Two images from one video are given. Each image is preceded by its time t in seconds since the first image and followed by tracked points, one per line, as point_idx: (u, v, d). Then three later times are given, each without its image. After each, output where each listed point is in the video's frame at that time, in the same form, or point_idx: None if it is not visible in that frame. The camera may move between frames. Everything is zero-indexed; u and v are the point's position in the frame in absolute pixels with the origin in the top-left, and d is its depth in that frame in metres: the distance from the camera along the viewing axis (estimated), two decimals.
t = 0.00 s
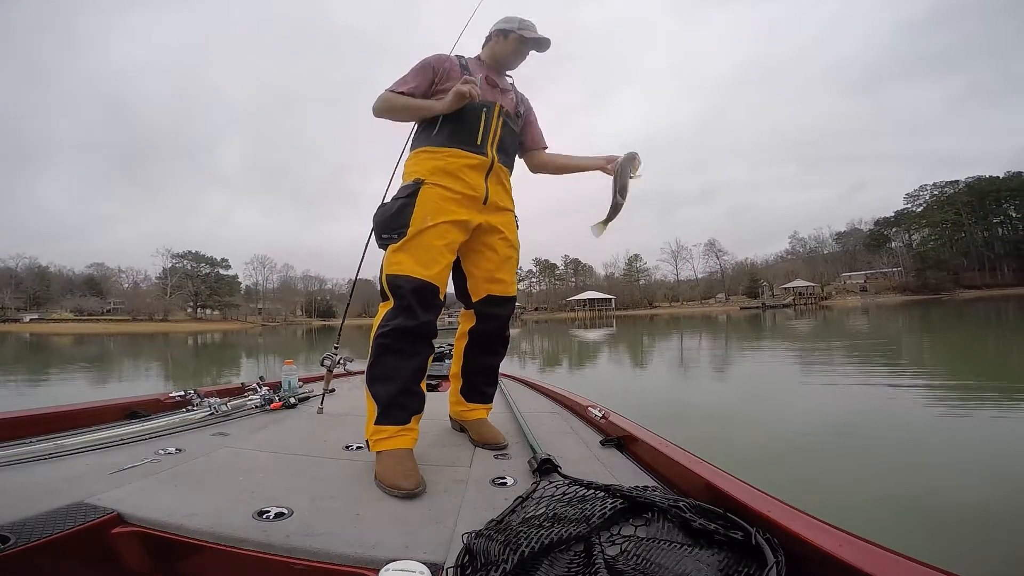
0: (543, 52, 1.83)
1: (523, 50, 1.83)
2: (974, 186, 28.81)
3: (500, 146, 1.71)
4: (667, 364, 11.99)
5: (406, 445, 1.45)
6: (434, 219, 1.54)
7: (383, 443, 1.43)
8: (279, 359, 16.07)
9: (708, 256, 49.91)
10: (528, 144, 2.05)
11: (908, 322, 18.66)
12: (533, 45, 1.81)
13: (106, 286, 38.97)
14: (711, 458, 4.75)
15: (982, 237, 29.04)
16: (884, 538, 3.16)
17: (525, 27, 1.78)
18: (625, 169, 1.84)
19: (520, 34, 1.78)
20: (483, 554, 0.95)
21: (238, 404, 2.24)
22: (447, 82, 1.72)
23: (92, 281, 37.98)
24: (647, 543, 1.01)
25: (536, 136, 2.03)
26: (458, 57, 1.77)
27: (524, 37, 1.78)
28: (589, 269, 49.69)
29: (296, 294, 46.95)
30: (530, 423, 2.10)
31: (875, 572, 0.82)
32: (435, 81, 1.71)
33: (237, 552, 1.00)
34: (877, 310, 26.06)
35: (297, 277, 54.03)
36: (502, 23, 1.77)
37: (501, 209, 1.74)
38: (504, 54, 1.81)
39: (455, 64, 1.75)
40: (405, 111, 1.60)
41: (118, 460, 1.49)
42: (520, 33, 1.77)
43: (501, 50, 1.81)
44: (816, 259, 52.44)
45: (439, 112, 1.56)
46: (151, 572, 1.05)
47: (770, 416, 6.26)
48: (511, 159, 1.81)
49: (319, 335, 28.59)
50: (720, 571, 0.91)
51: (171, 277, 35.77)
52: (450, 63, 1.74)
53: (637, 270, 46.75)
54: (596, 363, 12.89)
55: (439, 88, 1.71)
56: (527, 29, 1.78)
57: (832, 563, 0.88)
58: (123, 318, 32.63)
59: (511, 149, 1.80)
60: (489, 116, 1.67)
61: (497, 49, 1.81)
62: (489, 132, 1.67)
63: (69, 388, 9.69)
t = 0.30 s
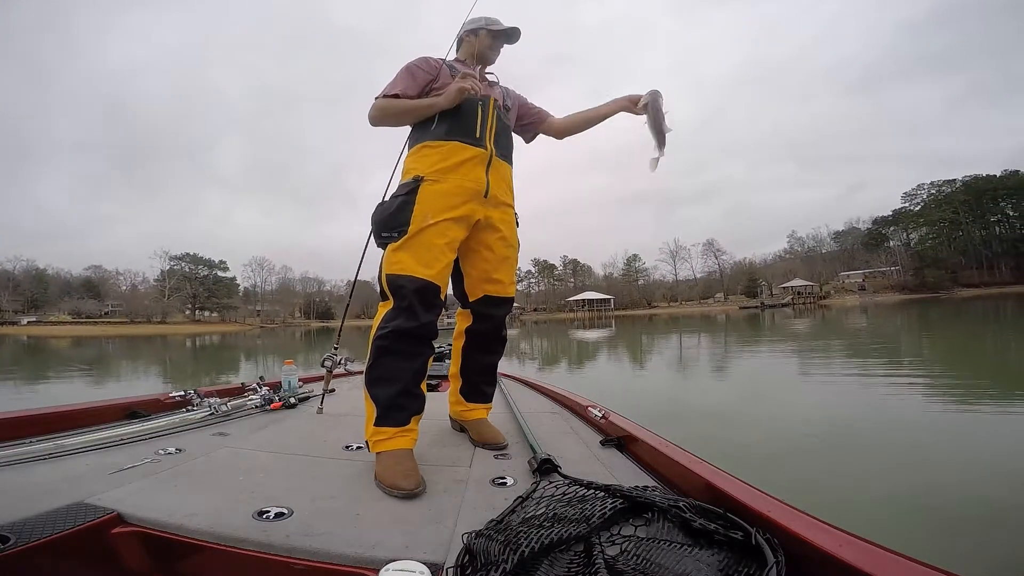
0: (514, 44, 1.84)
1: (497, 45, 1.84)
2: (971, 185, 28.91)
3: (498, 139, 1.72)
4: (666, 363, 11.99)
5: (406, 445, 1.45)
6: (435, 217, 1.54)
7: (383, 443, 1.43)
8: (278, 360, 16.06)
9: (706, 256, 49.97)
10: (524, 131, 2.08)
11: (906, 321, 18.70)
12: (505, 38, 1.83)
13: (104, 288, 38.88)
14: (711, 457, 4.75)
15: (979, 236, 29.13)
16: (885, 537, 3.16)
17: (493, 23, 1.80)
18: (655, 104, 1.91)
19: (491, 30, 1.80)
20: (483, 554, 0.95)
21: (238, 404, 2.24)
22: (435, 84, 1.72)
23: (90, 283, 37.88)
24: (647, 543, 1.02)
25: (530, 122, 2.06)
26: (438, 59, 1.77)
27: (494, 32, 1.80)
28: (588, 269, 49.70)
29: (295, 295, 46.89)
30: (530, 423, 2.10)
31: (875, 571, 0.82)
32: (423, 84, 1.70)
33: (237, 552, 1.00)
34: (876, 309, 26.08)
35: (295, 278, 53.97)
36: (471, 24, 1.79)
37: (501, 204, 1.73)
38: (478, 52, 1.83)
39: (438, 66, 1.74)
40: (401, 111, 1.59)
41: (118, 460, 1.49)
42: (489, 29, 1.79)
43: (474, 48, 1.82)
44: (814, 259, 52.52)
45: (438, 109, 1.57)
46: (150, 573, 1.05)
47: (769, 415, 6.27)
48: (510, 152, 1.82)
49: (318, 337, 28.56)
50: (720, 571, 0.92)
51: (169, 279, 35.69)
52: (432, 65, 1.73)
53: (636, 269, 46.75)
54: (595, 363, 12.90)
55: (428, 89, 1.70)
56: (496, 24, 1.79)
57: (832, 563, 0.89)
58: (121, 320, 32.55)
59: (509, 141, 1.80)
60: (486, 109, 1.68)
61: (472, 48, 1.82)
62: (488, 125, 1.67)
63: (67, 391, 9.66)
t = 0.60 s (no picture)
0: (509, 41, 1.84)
1: (492, 43, 1.85)
2: (971, 188, 29.03)
3: (498, 136, 1.72)
4: (665, 364, 12.02)
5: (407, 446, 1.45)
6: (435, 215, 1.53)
7: (382, 443, 1.43)
8: (277, 359, 16.03)
9: (705, 257, 50.03)
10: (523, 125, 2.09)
11: (904, 323, 18.74)
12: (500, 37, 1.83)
13: (103, 286, 38.78)
14: (709, 458, 4.75)
15: (979, 239, 29.21)
16: (883, 538, 3.16)
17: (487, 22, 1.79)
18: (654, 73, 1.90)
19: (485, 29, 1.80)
20: (483, 554, 0.95)
21: (238, 404, 2.23)
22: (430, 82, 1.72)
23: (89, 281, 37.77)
24: (647, 543, 1.01)
25: (529, 116, 2.07)
26: (432, 57, 1.77)
27: (488, 30, 1.80)
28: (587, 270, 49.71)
29: (294, 294, 46.85)
30: (530, 423, 2.10)
31: (875, 571, 0.82)
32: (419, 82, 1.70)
33: (236, 553, 0.99)
34: (874, 310, 26.11)
35: (294, 278, 53.88)
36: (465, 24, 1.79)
37: (501, 201, 1.73)
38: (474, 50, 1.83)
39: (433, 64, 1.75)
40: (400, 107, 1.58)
41: (118, 460, 1.49)
42: (483, 28, 1.78)
43: (469, 46, 1.82)
44: (813, 261, 52.61)
45: (437, 105, 1.57)
46: (150, 573, 1.04)
47: (767, 416, 6.28)
48: (508, 149, 1.82)
49: (316, 336, 28.49)
50: (720, 570, 0.92)
51: (168, 277, 35.62)
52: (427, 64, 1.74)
53: (635, 271, 46.78)
54: (594, 364, 12.91)
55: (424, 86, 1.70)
56: (491, 23, 1.79)
57: (831, 563, 0.89)
58: (119, 318, 32.46)
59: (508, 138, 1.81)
60: (485, 106, 1.68)
61: (468, 46, 1.82)
62: (487, 122, 1.68)
63: (64, 389, 9.64)
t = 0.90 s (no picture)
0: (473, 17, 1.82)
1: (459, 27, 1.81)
2: (968, 188, 29.14)
3: (474, 124, 1.71)
4: (663, 364, 12.00)
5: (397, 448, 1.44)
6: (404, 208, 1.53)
7: (373, 444, 1.43)
8: (275, 359, 15.97)
9: (704, 257, 50.11)
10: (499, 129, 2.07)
11: (901, 323, 18.83)
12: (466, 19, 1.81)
13: (99, 285, 38.59)
14: (708, 458, 4.75)
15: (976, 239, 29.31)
16: (881, 538, 3.17)
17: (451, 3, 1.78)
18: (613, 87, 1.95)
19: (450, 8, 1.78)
20: (483, 555, 0.95)
21: (238, 404, 2.23)
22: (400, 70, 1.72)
23: (86, 280, 37.61)
24: (647, 543, 1.02)
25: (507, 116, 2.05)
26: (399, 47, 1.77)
27: (449, 12, 1.77)
28: (586, 270, 49.71)
29: (291, 294, 46.73)
30: (530, 423, 2.10)
31: (875, 571, 0.83)
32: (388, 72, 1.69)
33: (237, 553, 0.99)
34: (872, 310, 26.16)
35: (292, 277, 53.73)
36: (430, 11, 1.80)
37: (479, 193, 1.71)
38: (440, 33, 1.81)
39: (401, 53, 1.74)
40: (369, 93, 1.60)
41: (118, 460, 1.48)
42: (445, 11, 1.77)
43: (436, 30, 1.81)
44: (810, 261, 52.74)
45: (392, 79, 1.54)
46: (150, 572, 1.04)
47: (766, 416, 6.29)
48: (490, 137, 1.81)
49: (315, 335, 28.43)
50: (720, 570, 0.92)
51: (165, 276, 35.50)
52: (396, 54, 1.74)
53: (634, 270, 46.84)
54: (593, 364, 12.91)
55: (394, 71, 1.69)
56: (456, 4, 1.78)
57: (832, 563, 0.89)
58: (116, 318, 32.33)
59: (486, 123, 1.79)
60: (457, 93, 1.67)
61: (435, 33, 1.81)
62: (461, 108, 1.67)
63: (60, 388, 9.58)
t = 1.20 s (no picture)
0: None
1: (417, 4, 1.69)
2: (966, 196, 29.30)
3: (420, 106, 1.51)
4: (660, 367, 12.01)
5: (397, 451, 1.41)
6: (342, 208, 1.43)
7: (370, 445, 1.40)
8: (272, 357, 15.93)
9: (702, 260, 50.28)
10: (472, 115, 1.82)
11: (898, 329, 18.94)
12: None
13: (96, 281, 38.41)
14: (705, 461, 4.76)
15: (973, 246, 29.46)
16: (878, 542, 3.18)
17: None
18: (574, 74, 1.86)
19: None
20: (483, 554, 0.95)
21: (238, 404, 2.23)
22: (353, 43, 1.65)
23: (82, 275, 37.44)
24: (647, 543, 1.02)
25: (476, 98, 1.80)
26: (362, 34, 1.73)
27: None
28: (585, 272, 49.75)
29: (289, 292, 46.64)
30: (530, 422, 2.10)
31: (875, 571, 0.83)
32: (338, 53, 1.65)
33: (236, 553, 0.99)
34: (870, 317, 26.24)
35: (290, 276, 53.61)
36: None
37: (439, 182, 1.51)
38: None
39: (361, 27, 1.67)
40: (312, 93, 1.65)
41: (119, 460, 1.48)
42: None
43: None
44: (808, 266, 52.94)
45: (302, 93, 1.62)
46: (150, 572, 1.04)
47: (763, 419, 6.31)
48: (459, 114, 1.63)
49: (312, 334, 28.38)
50: (720, 570, 0.92)
51: (163, 273, 35.40)
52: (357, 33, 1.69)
53: (632, 273, 46.96)
54: (590, 366, 12.93)
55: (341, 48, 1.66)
56: None
57: (832, 563, 0.89)
58: (113, 314, 32.20)
59: (446, 106, 1.58)
60: (397, 78, 1.51)
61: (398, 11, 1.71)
62: (402, 91, 1.50)
63: (56, 384, 9.53)
